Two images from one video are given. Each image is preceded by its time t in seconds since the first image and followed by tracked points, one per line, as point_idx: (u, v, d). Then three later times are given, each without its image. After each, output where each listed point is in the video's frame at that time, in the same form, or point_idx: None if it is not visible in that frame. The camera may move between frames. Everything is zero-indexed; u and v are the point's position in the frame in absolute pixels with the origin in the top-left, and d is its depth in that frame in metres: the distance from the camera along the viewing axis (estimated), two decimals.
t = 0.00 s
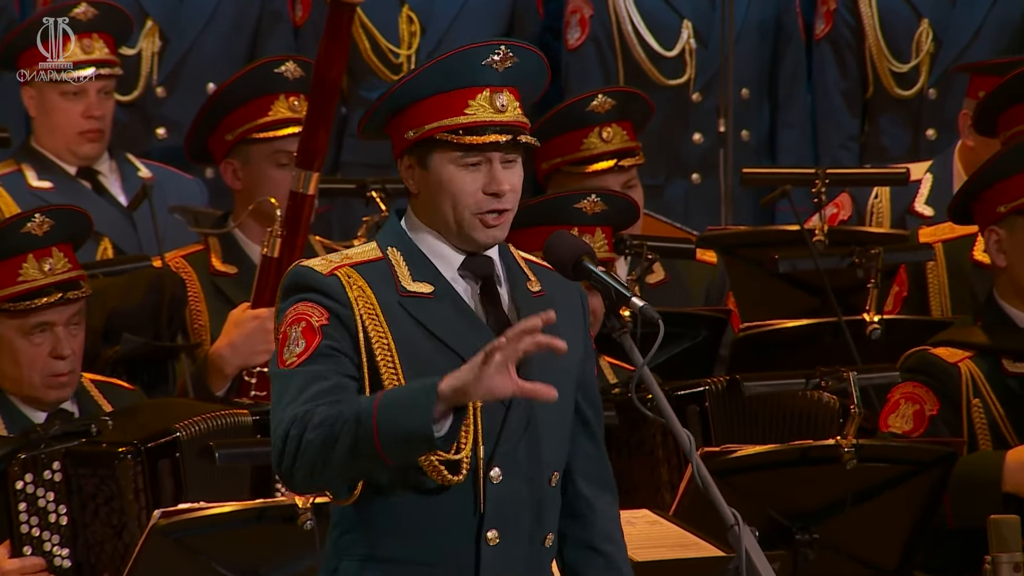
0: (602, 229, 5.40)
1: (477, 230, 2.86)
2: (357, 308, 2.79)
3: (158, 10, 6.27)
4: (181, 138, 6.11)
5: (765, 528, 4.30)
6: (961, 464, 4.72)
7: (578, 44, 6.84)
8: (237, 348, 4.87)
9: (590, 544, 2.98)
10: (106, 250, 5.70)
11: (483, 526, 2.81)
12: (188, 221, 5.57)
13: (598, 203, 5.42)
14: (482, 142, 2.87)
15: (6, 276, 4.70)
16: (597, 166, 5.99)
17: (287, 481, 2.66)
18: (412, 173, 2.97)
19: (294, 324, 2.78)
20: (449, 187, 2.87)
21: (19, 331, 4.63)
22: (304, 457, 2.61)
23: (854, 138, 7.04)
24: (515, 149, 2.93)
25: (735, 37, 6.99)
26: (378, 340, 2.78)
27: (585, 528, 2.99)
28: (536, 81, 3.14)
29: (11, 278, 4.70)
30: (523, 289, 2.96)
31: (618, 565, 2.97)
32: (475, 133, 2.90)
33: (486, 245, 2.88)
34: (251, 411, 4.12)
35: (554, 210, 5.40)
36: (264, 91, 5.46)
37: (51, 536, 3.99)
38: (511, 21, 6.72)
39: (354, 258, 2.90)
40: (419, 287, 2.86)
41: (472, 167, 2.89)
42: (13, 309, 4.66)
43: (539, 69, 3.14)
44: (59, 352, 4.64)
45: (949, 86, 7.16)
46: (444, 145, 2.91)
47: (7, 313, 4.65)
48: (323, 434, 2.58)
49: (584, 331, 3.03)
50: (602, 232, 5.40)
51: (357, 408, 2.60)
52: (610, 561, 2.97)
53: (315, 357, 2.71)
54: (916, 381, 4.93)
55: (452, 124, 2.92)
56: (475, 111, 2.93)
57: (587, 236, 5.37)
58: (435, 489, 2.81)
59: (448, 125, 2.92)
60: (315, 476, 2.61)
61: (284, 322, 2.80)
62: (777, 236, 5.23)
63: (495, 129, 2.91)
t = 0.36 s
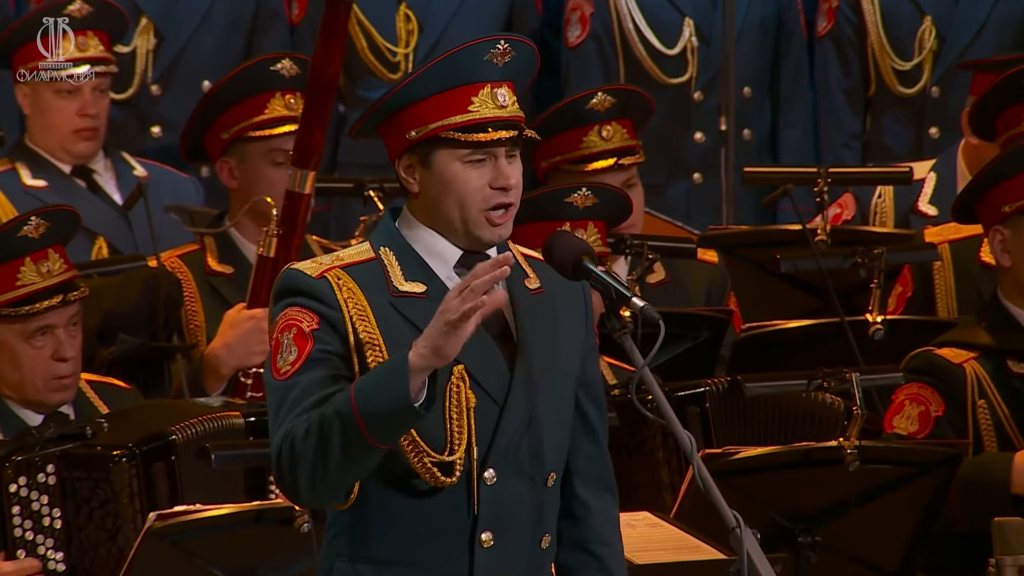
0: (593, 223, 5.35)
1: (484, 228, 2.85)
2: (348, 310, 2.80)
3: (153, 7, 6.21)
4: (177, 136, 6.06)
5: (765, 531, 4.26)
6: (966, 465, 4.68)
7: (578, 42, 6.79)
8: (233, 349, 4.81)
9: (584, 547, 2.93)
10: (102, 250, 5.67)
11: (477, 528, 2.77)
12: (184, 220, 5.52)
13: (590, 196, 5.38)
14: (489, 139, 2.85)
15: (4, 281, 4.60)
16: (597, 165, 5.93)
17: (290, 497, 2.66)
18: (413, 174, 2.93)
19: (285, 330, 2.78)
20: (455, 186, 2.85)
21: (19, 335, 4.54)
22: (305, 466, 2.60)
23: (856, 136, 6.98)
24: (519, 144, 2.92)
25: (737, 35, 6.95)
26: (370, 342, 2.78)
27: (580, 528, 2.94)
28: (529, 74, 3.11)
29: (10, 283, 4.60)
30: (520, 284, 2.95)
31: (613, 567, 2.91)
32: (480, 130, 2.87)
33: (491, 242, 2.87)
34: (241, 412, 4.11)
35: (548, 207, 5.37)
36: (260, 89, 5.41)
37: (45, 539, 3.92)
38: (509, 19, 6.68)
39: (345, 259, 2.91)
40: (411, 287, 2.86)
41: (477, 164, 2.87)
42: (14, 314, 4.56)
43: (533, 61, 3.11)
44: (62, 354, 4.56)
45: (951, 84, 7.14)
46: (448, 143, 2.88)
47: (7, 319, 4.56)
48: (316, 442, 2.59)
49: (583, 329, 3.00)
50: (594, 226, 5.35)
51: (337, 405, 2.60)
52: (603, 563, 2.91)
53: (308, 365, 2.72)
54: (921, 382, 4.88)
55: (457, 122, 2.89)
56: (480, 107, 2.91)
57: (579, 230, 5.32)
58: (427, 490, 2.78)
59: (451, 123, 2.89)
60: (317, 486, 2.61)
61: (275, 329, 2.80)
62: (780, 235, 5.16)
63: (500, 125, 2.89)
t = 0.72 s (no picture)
0: (584, 224, 5.29)
1: (482, 223, 2.79)
2: (348, 315, 2.76)
3: (147, 4, 6.15)
4: (173, 136, 6.00)
5: (768, 532, 4.18)
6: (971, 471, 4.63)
7: (579, 38, 6.73)
8: (229, 349, 4.78)
9: (582, 547, 2.89)
10: (95, 249, 5.62)
11: (475, 534, 2.73)
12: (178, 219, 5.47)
13: (579, 198, 5.34)
14: (478, 129, 2.80)
15: (3, 287, 4.51)
16: (597, 163, 5.86)
17: (335, 522, 2.63)
18: (407, 175, 2.87)
19: (288, 341, 2.74)
20: (448, 181, 2.80)
21: (20, 342, 4.47)
22: (346, 494, 2.57)
23: (860, 134, 6.91)
24: (509, 134, 2.86)
25: (739, 33, 6.88)
26: (370, 347, 2.74)
27: (579, 529, 2.89)
28: (514, 65, 3.06)
29: (8, 288, 4.51)
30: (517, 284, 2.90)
31: (609, 568, 2.85)
32: (467, 122, 2.82)
33: (491, 239, 2.81)
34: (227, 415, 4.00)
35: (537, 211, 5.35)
36: (256, 88, 5.36)
37: (39, 545, 3.87)
38: (508, 16, 6.63)
39: (340, 264, 2.86)
40: (409, 289, 2.82)
41: (470, 157, 2.82)
42: (13, 320, 4.47)
43: (516, 51, 3.05)
44: (62, 358, 4.50)
45: (957, 83, 7.08)
46: (437, 139, 2.83)
47: (7, 324, 4.47)
48: (356, 466, 2.55)
49: (584, 327, 2.94)
50: (585, 226, 5.29)
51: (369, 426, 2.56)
52: (600, 565, 2.86)
53: (320, 377, 2.70)
54: (925, 386, 4.82)
55: (443, 117, 2.83)
56: (466, 100, 2.85)
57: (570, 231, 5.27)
58: (429, 494, 2.74)
59: (438, 118, 2.83)
60: (362, 511, 2.58)
61: (277, 340, 2.76)
62: (784, 235, 5.07)
63: (488, 115, 2.83)
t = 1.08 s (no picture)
0: (580, 223, 5.24)
1: (477, 232, 2.75)
2: (344, 318, 2.71)
3: (142, 1, 6.08)
4: (168, 134, 5.94)
5: (772, 535, 4.13)
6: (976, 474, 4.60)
7: (577, 35, 6.68)
8: (225, 350, 4.73)
9: (585, 546, 2.84)
10: (89, 249, 5.56)
11: (476, 534, 2.67)
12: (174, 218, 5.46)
13: (573, 197, 5.28)
14: (475, 126, 2.74)
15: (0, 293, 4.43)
16: (597, 161, 5.81)
17: (340, 531, 2.59)
18: (403, 172, 2.82)
19: (286, 346, 2.70)
20: (444, 180, 2.74)
21: (19, 347, 4.39)
22: (355, 503, 2.53)
23: (864, 133, 6.87)
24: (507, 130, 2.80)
25: (741, 28, 6.81)
26: (367, 349, 2.69)
27: (582, 527, 2.85)
28: (512, 61, 3.00)
29: (5, 294, 4.43)
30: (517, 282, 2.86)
31: (613, 567, 2.81)
32: (464, 118, 2.76)
33: (485, 246, 2.77)
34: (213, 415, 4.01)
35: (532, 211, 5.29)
36: (248, 88, 5.28)
37: (32, 547, 3.79)
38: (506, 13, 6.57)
39: (336, 264, 2.81)
40: (406, 288, 2.76)
41: (467, 155, 2.76)
42: (13, 326, 4.40)
43: (513, 46, 2.99)
44: (61, 360, 4.44)
45: (962, 81, 7.01)
46: (434, 135, 2.77)
47: (6, 331, 4.40)
48: (365, 475, 2.51)
49: (585, 323, 2.88)
50: (581, 225, 5.24)
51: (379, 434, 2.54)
52: (604, 563, 2.82)
53: (318, 381, 2.65)
54: (929, 387, 4.77)
55: (440, 113, 2.78)
56: (463, 95, 2.79)
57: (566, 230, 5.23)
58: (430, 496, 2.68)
59: (435, 114, 2.78)
60: (370, 520, 2.54)
61: (275, 345, 2.72)
62: (785, 235, 5.05)
63: (485, 111, 2.77)
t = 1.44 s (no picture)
0: (588, 226, 5.21)
1: (477, 228, 2.70)
2: (337, 320, 2.66)
3: None
4: (164, 134, 5.89)
5: (772, 538, 4.07)
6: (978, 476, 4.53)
7: (576, 33, 6.62)
8: (221, 353, 4.69)
9: (588, 546, 2.79)
10: (83, 250, 5.52)
11: (475, 538, 2.62)
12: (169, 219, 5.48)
13: (582, 200, 5.22)
14: (471, 129, 2.70)
15: None
16: (597, 162, 5.76)
17: (337, 541, 2.57)
18: (399, 175, 2.78)
19: (281, 351, 2.66)
20: (441, 183, 2.70)
21: None
22: (353, 517, 2.52)
23: (868, 131, 6.83)
24: (504, 133, 2.76)
25: (742, 21, 6.75)
26: (361, 353, 2.64)
27: (584, 526, 2.80)
28: (509, 61, 2.95)
29: None
30: (516, 281, 2.80)
31: (616, 566, 2.75)
32: (461, 121, 2.72)
33: (487, 242, 2.72)
34: (200, 411, 4.01)
35: (535, 214, 5.19)
36: (238, 96, 5.24)
37: (22, 548, 3.74)
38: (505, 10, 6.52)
39: (331, 266, 2.77)
40: (402, 289, 2.71)
41: (463, 158, 2.71)
42: None
43: (511, 45, 2.94)
44: (40, 354, 4.35)
45: (966, 78, 6.95)
46: (430, 139, 2.73)
47: None
48: (365, 489, 2.49)
49: (587, 320, 2.84)
50: (589, 230, 5.21)
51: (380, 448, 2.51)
52: (606, 562, 2.76)
53: (312, 388, 2.61)
54: (932, 389, 4.75)
55: (435, 116, 2.73)
56: (458, 98, 2.75)
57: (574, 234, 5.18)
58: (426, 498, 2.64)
59: (431, 118, 2.73)
60: (368, 533, 2.53)
61: (270, 350, 2.68)
62: (787, 234, 5.00)
63: (482, 114, 2.73)
